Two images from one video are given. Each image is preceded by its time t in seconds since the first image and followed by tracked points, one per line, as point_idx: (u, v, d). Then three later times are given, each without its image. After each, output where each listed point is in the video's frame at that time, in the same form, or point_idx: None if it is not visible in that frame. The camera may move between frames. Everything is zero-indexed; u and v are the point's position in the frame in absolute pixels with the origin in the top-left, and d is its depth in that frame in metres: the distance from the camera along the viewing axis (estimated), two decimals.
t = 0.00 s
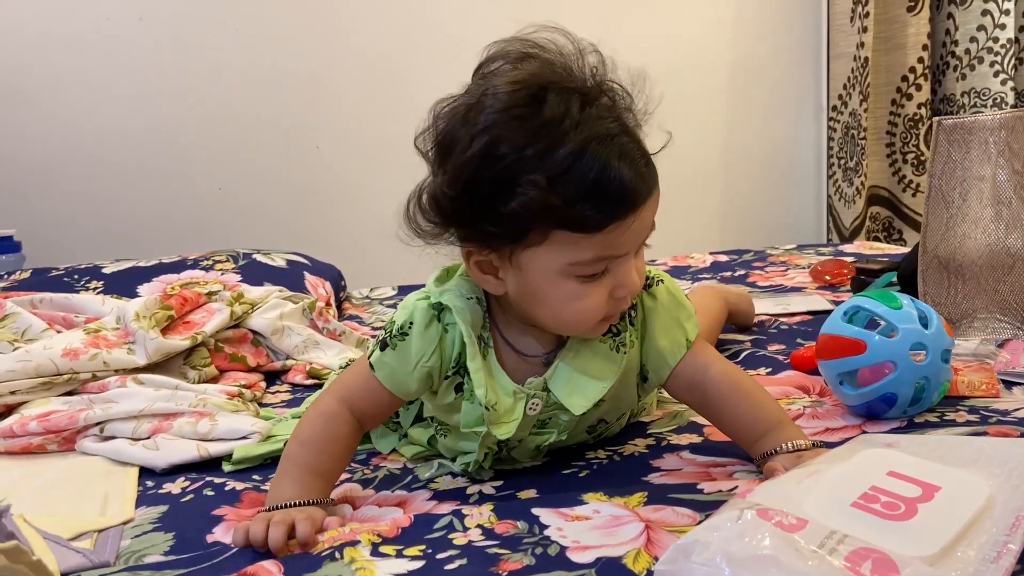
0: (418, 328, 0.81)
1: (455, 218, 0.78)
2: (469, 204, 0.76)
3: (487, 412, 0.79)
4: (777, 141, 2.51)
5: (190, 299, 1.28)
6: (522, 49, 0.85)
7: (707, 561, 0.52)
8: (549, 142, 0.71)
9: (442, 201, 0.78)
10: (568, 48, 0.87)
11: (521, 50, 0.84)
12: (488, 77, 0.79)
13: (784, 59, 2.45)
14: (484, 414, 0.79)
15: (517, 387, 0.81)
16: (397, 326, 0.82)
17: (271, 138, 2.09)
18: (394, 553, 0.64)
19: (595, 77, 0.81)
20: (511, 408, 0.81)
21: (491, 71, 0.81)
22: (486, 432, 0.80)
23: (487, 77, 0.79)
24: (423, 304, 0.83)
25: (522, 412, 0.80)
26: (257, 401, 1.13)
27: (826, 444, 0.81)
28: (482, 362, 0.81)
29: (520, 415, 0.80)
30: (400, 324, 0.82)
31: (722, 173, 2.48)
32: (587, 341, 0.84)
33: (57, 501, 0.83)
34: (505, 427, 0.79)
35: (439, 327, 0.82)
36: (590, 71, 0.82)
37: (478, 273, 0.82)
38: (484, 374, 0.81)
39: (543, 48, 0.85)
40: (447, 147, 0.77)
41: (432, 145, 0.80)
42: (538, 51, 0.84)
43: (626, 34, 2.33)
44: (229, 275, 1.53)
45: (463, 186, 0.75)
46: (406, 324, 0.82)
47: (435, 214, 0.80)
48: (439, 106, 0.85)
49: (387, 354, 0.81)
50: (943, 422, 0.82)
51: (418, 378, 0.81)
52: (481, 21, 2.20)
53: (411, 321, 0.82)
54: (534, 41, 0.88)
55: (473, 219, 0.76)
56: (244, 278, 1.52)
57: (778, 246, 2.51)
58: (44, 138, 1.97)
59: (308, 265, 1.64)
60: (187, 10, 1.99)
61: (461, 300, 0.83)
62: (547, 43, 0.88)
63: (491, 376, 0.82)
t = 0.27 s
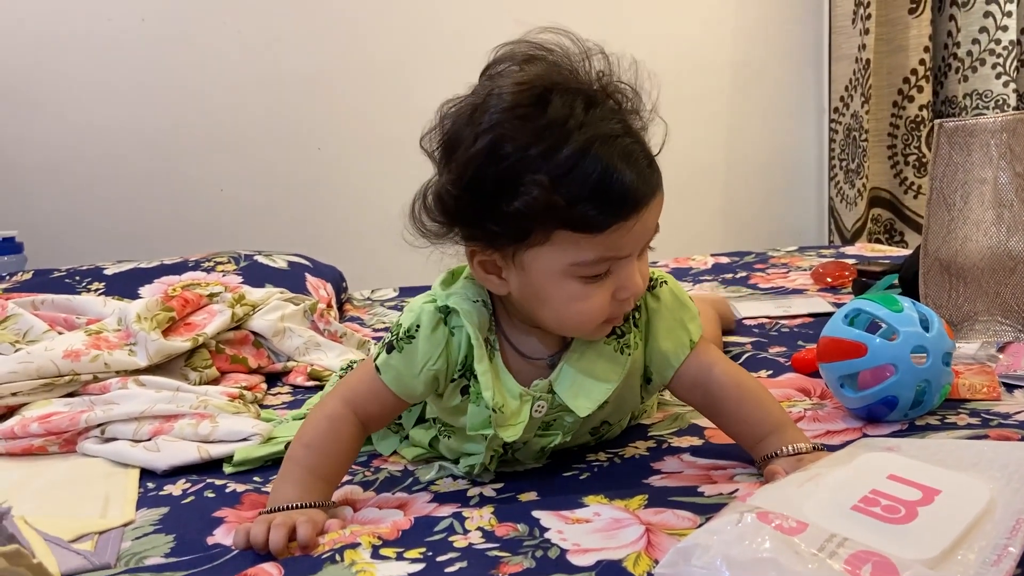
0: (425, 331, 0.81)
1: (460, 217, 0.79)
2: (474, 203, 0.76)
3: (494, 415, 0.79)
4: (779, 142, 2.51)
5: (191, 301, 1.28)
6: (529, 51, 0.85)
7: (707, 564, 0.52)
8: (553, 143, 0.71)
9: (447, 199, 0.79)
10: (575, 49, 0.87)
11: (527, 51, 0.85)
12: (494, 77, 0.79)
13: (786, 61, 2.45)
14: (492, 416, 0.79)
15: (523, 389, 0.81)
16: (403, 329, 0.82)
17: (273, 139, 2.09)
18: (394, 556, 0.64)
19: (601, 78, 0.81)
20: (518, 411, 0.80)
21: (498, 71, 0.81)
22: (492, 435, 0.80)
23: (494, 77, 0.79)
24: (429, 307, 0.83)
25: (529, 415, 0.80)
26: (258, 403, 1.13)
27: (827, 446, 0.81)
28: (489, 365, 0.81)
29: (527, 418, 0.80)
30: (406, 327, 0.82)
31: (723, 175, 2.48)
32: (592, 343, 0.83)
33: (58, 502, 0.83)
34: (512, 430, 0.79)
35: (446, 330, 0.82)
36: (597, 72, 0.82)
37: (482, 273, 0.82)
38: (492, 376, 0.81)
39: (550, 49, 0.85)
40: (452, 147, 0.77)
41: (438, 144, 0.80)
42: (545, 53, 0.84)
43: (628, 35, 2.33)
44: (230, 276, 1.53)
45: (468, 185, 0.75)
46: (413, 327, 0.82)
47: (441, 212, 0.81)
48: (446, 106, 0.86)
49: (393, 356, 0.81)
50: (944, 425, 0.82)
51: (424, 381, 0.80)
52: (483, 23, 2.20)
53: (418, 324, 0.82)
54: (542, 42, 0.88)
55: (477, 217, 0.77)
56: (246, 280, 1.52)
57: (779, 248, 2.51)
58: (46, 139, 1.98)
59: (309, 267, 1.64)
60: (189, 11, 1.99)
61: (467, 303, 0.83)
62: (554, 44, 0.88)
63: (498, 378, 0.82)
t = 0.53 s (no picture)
0: (430, 332, 0.81)
1: (465, 218, 0.78)
2: (480, 204, 0.76)
3: (499, 416, 0.79)
4: (780, 143, 2.51)
5: (193, 302, 1.28)
6: (536, 51, 0.85)
7: (708, 566, 0.52)
8: (562, 146, 0.71)
9: (453, 200, 0.78)
10: (581, 50, 0.87)
11: (534, 52, 0.84)
12: (502, 78, 0.79)
13: (787, 62, 2.46)
14: (497, 417, 0.79)
15: (528, 390, 0.81)
16: (408, 330, 0.82)
17: (275, 140, 2.10)
18: (395, 557, 0.64)
19: (608, 80, 0.81)
20: (522, 412, 0.80)
21: (505, 72, 0.81)
22: (498, 436, 0.80)
23: (502, 78, 0.79)
24: (434, 308, 0.83)
25: (533, 416, 0.80)
26: (259, 404, 1.13)
27: (828, 448, 0.81)
28: (493, 366, 0.81)
29: (531, 419, 0.80)
30: (411, 327, 0.82)
31: (725, 176, 2.48)
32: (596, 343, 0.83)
33: (59, 503, 0.83)
34: (517, 431, 0.79)
35: (450, 331, 0.82)
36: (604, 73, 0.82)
37: (489, 273, 0.82)
38: (497, 376, 0.81)
39: (557, 49, 0.85)
40: (459, 147, 0.77)
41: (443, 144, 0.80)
42: (551, 53, 0.84)
43: (629, 37, 2.33)
44: (232, 277, 1.53)
45: (475, 186, 0.75)
46: (417, 328, 0.82)
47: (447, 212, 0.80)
48: (451, 106, 0.85)
49: (398, 357, 0.81)
50: (945, 427, 0.82)
51: (428, 382, 0.80)
52: (485, 24, 2.20)
53: (423, 325, 0.82)
54: (547, 43, 0.88)
55: (484, 219, 0.76)
56: (247, 281, 1.52)
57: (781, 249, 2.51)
58: (48, 140, 1.98)
59: (311, 268, 1.64)
60: (191, 11, 2.00)
61: (472, 303, 0.83)
62: (561, 45, 0.88)
63: (503, 379, 0.82)
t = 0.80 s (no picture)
0: (440, 334, 0.81)
1: (485, 220, 0.78)
2: (502, 206, 0.75)
3: (511, 417, 0.79)
4: (784, 146, 2.50)
5: (198, 304, 1.29)
6: (541, 54, 0.85)
7: (713, 567, 0.52)
8: (587, 144, 0.72)
9: (474, 203, 0.77)
10: (585, 50, 0.87)
11: (540, 54, 0.85)
12: (516, 80, 0.79)
13: (791, 64, 2.46)
14: (509, 418, 0.79)
15: (538, 391, 0.82)
16: (418, 332, 0.82)
17: (279, 142, 2.10)
18: (401, 558, 0.64)
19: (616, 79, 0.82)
20: (534, 413, 0.81)
21: (517, 74, 0.81)
22: (509, 436, 0.80)
23: (515, 80, 0.79)
24: (444, 310, 0.83)
25: (544, 417, 0.80)
26: (264, 405, 1.14)
27: (834, 450, 0.81)
28: (503, 367, 0.81)
29: (543, 420, 0.80)
30: (421, 330, 0.82)
31: (728, 178, 2.48)
32: (605, 342, 0.84)
33: (66, 504, 0.83)
34: (530, 432, 0.79)
35: (460, 333, 0.82)
36: (613, 70, 0.83)
37: (506, 276, 0.81)
38: (508, 378, 0.81)
39: (564, 50, 0.86)
40: (478, 150, 0.76)
41: (458, 147, 0.79)
42: (557, 55, 0.84)
43: (633, 40, 2.33)
44: (237, 279, 1.54)
45: (498, 188, 0.74)
46: (427, 331, 0.82)
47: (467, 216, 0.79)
48: (460, 110, 0.85)
49: (408, 360, 0.81)
50: (950, 429, 0.82)
51: (438, 384, 0.81)
52: (489, 26, 2.21)
53: (433, 327, 0.82)
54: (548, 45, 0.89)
55: (506, 220, 0.76)
56: (252, 283, 1.53)
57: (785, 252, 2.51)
58: (55, 142, 1.99)
59: (315, 270, 1.65)
60: (196, 14, 2.00)
61: (482, 305, 0.83)
62: (560, 47, 0.89)
63: (512, 379, 0.82)
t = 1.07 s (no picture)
0: (443, 333, 0.81)
1: (496, 217, 0.77)
2: (515, 201, 0.75)
3: (513, 415, 0.79)
4: (786, 146, 2.50)
5: (201, 304, 1.29)
6: (540, 52, 0.85)
7: (716, 566, 0.52)
8: (601, 137, 0.72)
9: (486, 200, 0.77)
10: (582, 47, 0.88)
11: (538, 51, 0.85)
12: (522, 77, 0.79)
13: (793, 65, 2.46)
14: (511, 417, 0.79)
15: (541, 390, 0.81)
16: (420, 331, 0.82)
17: (281, 143, 2.10)
18: (404, 558, 0.64)
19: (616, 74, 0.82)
20: (536, 412, 0.81)
21: (521, 71, 0.81)
22: (512, 435, 0.80)
23: (521, 77, 0.79)
24: (446, 309, 0.83)
25: (547, 415, 0.80)
26: (267, 405, 1.14)
27: (836, 450, 0.81)
28: (506, 365, 0.81)
29: (545, 418, 0.80)
30: (424, 329, 0.82)
31: (730, 179, 2.48)
32: (607, 340, 0.84)
33: (69, 504, 0.84)
34: (533, 431, 0.79)
35: (463, 332, 0.82)
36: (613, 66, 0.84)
37: (516, 273, 0.81)
38: (510, 376, 0.81)
39: (562, 47, 0.86)
40: (489, 147, 0.76)
41: (466, 144, 0.78)
42: (556, 52, 0.85)
43: (634, 40, 2.33)
44: (239, 279, 1.54)
45: (512, 184, 0.74)
46: (430, 330, 0.82)
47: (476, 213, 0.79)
48: (462, 109, 0.84)
49: (410, 358, 0.81)
50: (953, 430, 0.82)
51: (441, 383, 0.81)
52: (491, 27, 2.21)
53: (435, 326, 0.82)
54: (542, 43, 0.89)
55: (518, 217, 0.76)
56: (255, 283, 1.53)
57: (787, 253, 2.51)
58: (57, 143, 1.99)
59: (317, 270, 1.65)
60: (198, 15, 2.01)
61: (484, 305, 0.83)
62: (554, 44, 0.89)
63: (515, 378, 0.82)
